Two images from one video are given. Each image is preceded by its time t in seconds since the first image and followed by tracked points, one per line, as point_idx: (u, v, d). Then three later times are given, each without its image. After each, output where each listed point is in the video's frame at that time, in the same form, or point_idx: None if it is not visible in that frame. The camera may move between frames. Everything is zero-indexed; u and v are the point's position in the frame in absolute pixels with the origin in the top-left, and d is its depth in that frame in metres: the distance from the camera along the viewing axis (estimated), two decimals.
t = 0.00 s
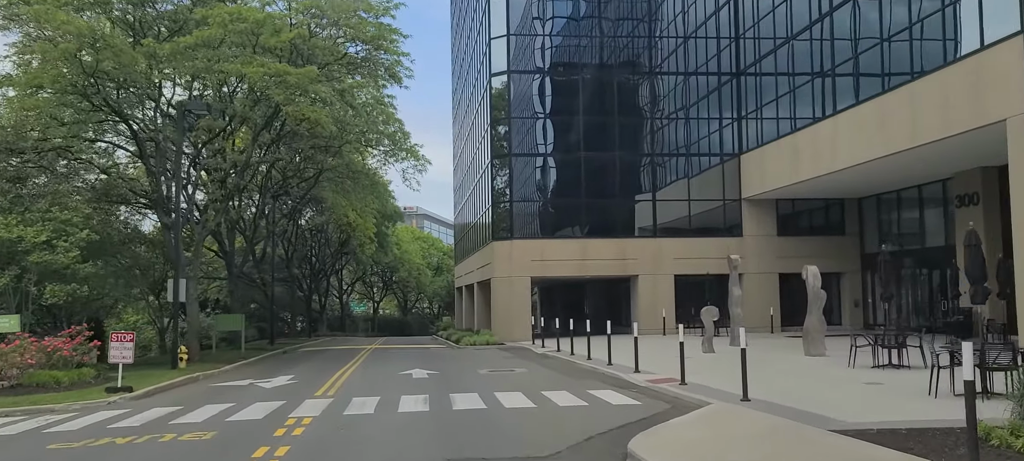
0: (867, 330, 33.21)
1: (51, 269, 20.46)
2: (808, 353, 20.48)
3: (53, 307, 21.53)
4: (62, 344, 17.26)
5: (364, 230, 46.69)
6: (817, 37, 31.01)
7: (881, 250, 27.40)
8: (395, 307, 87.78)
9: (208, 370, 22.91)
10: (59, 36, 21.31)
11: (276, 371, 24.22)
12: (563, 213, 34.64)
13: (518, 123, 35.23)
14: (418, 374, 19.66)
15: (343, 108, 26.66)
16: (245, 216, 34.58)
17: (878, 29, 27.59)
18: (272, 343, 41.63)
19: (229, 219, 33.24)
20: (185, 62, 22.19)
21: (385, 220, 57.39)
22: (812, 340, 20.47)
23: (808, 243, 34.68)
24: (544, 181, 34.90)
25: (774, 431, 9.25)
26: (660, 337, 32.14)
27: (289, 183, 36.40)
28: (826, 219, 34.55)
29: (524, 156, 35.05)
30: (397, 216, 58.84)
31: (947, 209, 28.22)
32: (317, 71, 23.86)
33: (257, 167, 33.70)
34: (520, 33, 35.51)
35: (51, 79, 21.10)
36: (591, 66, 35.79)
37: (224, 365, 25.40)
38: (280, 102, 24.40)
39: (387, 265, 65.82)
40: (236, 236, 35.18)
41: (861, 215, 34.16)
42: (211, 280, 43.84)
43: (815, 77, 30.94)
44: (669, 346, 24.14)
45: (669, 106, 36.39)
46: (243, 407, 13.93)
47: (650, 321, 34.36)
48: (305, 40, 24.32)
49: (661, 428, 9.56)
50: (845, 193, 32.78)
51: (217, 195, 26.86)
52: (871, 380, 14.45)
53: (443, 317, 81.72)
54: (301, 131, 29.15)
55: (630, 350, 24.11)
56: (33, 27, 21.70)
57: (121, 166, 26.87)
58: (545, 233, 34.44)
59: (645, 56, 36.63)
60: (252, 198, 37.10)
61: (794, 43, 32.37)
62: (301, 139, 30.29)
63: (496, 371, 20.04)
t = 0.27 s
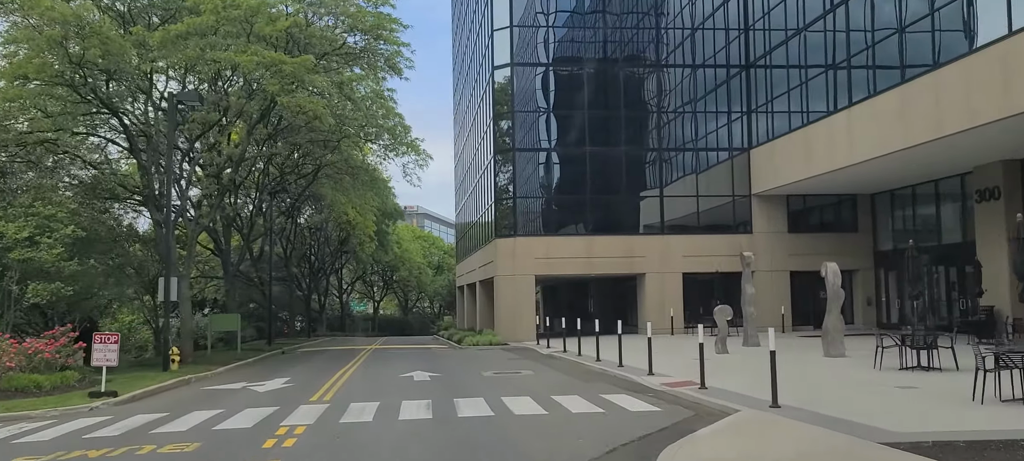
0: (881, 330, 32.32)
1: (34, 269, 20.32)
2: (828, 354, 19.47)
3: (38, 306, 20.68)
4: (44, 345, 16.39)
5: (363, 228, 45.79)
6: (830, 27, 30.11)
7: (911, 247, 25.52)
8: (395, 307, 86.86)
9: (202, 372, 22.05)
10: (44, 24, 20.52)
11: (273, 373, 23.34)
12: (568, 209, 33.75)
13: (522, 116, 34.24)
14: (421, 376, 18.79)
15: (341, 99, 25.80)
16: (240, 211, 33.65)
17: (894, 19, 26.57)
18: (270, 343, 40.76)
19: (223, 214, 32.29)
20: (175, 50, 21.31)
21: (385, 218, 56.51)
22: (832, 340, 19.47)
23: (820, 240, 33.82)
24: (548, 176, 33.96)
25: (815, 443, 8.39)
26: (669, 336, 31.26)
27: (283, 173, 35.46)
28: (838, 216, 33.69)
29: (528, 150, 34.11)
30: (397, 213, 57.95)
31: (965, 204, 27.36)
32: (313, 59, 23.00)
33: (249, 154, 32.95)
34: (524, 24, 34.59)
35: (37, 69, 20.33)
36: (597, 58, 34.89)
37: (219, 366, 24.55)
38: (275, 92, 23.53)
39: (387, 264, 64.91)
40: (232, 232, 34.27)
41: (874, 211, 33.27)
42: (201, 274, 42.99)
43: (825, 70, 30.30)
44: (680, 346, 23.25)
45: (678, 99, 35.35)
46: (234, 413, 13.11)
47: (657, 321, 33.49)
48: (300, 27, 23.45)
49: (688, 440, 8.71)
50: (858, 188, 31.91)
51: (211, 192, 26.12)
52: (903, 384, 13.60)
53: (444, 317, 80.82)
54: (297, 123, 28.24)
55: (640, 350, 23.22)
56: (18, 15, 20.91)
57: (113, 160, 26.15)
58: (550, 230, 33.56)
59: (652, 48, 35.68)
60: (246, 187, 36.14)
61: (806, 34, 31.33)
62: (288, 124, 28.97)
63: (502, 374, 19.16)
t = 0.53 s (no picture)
0: (895, 330, 31.52)
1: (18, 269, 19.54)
2: (846, 356, 18.52)
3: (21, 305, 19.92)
4: (26, 349, 15.71)
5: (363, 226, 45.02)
6: (844, 18, 29.31)
7: (942, 241, 24.15)
8: (396, 307, 86.06)
9: (196, 374, 21.26)
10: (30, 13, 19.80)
11: (270, 375, 22.56)
12: (573, 206, 32.91)
13: (526, 111, 33.43)
14: (423, 379, 18.01)
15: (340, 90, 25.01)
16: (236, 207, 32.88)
17: (909, 10, 25.76)
18: (268, 344, 39.96)
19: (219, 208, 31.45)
20: (167, 39, 20.56)
21: (385, 217, 55.73)
22: (851, 340, 18.54)
23: (832, 238, 33.02)
24: (553, 172, 33.13)
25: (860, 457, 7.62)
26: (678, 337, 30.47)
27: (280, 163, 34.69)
28: (851, 212, 32.92)
29: (532, 146, 33.31)
30: (397, 211, 57.16)
31: (982, 201, 26.58)
32: (310, 48, 22.23)
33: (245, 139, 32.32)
34: (527, 17, 33.77)
35: (24, 60, 19.63)
36: (603, 51, 34.08)
37: (215, 368, 23.78)
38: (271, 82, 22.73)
39: (388, 264, 64.06)
40: (228, 230, 33.47)
41: (887, 207, 32.48)
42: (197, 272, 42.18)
43: (837, 63, 29.58)
44: (691, 347, 22.45)
45: (686, 93, 34.49)
46: (225, 420, 12.35)
47: (665, 321, 32.69)
48: (296, 15, 22.70)
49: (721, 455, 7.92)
50: (872, 185, 31.11)
51: (204, 188, 25.47)
52: (939, 390, 12.81)
53: (446, 317, 80.03)
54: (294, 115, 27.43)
55: (650, 351, 22.42)
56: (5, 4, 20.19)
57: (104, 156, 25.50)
58: (555, 227, 32.76)
59: (660, 40, 34.83)
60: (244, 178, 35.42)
61: (818, 26, 30.51)
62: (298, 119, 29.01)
63: (508, 377, 18.37)
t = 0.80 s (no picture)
0: (910, 330, 30.76)
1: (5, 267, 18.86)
2: (868, 357, 17.78)
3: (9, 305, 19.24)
4: (11, 352, 14.99)
5: (365, 223, 44.30)
6: (858, 10, 28.60)
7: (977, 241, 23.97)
8: (399, 307, 85.34)
9: (193, 377, 20.51)
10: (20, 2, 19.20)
11: (269, 377, 21.83)
12: (579, 203, 32.17)
13: (532, 105, 32.66)
14: (427, 382, 17.28)
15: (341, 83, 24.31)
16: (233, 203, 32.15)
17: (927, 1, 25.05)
18: (268, 344, 39.22)
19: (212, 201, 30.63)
20: (161, 29, 19.90)
21: (387, 215, 55.02)
22: (873, 340, 17.79)
23: (845, 236, 32.27)
24: (558, 168, 32.36)
25: None
26: (688, 337, 29.71)
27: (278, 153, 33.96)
28: (863, 210, 32.17)
29: (538, 141, 32.55)
30: (399, 209, 56.45)
31: (1002, 197, 25.77)
32: (309, 38, 21.53)
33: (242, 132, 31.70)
34: (532, 9, 33.01)
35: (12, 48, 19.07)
36: (610, 45, 33.36)
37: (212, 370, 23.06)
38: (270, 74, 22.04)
39: (390, 263, 63.35)
40: (226, 227, 32.74)
41: (902, 204, 31.73)
42: (195, 271, 41.42)
43: (851, 56, 28.84)
44: (704, 347, 21.70)
45: (695, 88, 33.74)
46: (217, 427, 11.65)
47: (674, 321, 31.94)
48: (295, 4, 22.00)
49: None
50: (886, 182, 30.37)
51: (198, 186, 24.88)
52: (975, 395, 12.08)
53: (449, 317, 79.32)
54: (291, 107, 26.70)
55: (662, 352, 21.67)
56: None
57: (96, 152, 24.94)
58: (561, 225, 32.02)
59: (669, 33, 34.05)
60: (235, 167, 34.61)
61: (832, 18, 29.76)
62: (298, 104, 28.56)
63: (516, 379, 17.62)
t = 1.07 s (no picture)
0: (924, 331, 30.09)
1: None
2: (891, 359, 17.15)
3: None
4: None
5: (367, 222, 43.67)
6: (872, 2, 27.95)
7: (1007, 239, 23.38)
8: (401, 307, 84.76)
9: (190, 379, 19.88)
10: None
11: (269, 379, 21.24)
12: (585, 201, 31.52)
13: (537, 101, 32.00)
14: (432, 386, 16.64)
15: (342, 76, 23.68)
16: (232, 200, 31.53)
17: None
18: (268, 345, 38.61)
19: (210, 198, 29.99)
20: (157, 20, 19.32)
21: (389, 215, 54.44)
22: (895, 342, 17.16)
23: (857, 235, 31.62)
24: (564, 165, 31.67)
25: None
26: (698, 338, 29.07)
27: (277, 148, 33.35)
28: (876, 208, 31.51)
29: (544, 138, 31.87)
30: (402, 208, 55.87)
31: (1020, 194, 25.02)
32: (308, 29, 20.91)
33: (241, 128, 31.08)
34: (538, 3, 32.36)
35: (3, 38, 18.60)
36: (617, 39, 32.71)
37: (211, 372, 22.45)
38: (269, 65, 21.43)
39: (393, 263, 62.72)
40: (225, 225, 32.12)
41: (915, 202, 31.11)
42: (195, 271, 40.81)
43: (864, 50, 28.17)
44: (717, 349, 21.08)
45: (703, 83, 33.06)
46: (210, 434, 11.03)
47: (683, 322, 31.30)
48: None
49: None
50: (900, 179, 29.70)
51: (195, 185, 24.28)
52: (1010, 399, 11.45)
53: (451, 317, 78.75)
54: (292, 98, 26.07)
55: (673, 353, 21.09)
56: None
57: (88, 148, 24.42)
58: (567, 224, 31.35)
59: (677, 27, 33.39)
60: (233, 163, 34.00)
61: (845, 11, 29.11)
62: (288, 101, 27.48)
63: (525, 382, 17.00)
